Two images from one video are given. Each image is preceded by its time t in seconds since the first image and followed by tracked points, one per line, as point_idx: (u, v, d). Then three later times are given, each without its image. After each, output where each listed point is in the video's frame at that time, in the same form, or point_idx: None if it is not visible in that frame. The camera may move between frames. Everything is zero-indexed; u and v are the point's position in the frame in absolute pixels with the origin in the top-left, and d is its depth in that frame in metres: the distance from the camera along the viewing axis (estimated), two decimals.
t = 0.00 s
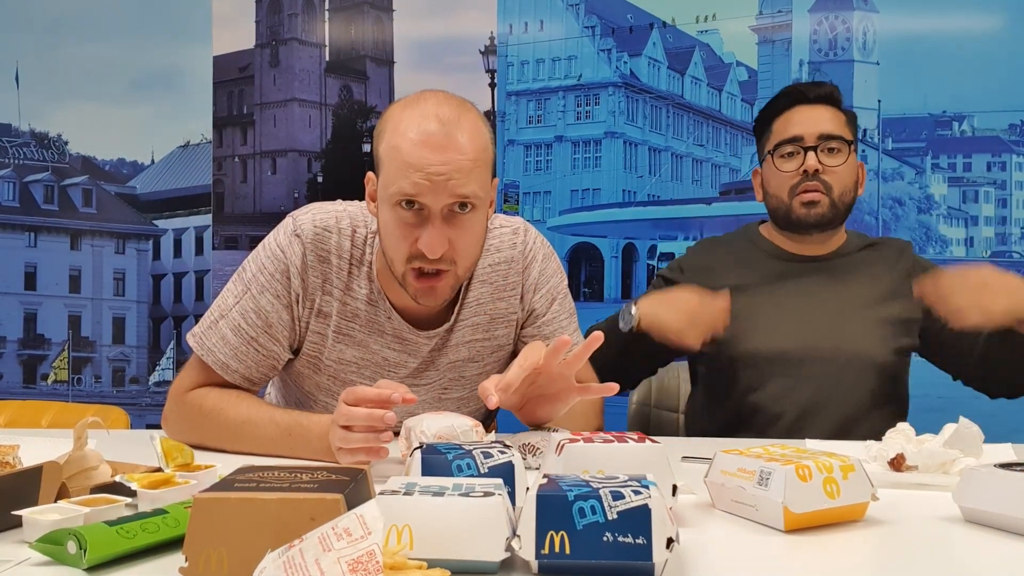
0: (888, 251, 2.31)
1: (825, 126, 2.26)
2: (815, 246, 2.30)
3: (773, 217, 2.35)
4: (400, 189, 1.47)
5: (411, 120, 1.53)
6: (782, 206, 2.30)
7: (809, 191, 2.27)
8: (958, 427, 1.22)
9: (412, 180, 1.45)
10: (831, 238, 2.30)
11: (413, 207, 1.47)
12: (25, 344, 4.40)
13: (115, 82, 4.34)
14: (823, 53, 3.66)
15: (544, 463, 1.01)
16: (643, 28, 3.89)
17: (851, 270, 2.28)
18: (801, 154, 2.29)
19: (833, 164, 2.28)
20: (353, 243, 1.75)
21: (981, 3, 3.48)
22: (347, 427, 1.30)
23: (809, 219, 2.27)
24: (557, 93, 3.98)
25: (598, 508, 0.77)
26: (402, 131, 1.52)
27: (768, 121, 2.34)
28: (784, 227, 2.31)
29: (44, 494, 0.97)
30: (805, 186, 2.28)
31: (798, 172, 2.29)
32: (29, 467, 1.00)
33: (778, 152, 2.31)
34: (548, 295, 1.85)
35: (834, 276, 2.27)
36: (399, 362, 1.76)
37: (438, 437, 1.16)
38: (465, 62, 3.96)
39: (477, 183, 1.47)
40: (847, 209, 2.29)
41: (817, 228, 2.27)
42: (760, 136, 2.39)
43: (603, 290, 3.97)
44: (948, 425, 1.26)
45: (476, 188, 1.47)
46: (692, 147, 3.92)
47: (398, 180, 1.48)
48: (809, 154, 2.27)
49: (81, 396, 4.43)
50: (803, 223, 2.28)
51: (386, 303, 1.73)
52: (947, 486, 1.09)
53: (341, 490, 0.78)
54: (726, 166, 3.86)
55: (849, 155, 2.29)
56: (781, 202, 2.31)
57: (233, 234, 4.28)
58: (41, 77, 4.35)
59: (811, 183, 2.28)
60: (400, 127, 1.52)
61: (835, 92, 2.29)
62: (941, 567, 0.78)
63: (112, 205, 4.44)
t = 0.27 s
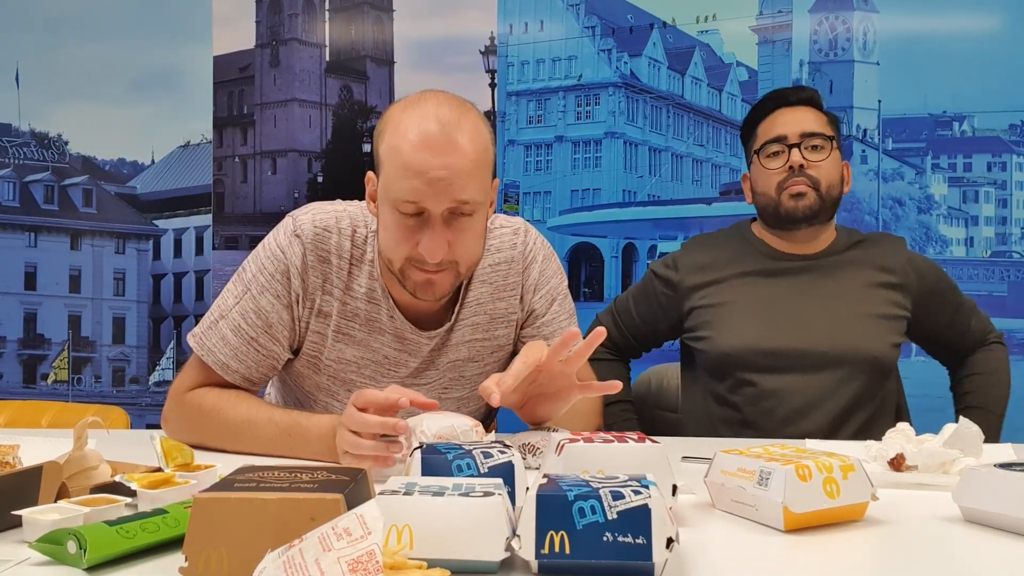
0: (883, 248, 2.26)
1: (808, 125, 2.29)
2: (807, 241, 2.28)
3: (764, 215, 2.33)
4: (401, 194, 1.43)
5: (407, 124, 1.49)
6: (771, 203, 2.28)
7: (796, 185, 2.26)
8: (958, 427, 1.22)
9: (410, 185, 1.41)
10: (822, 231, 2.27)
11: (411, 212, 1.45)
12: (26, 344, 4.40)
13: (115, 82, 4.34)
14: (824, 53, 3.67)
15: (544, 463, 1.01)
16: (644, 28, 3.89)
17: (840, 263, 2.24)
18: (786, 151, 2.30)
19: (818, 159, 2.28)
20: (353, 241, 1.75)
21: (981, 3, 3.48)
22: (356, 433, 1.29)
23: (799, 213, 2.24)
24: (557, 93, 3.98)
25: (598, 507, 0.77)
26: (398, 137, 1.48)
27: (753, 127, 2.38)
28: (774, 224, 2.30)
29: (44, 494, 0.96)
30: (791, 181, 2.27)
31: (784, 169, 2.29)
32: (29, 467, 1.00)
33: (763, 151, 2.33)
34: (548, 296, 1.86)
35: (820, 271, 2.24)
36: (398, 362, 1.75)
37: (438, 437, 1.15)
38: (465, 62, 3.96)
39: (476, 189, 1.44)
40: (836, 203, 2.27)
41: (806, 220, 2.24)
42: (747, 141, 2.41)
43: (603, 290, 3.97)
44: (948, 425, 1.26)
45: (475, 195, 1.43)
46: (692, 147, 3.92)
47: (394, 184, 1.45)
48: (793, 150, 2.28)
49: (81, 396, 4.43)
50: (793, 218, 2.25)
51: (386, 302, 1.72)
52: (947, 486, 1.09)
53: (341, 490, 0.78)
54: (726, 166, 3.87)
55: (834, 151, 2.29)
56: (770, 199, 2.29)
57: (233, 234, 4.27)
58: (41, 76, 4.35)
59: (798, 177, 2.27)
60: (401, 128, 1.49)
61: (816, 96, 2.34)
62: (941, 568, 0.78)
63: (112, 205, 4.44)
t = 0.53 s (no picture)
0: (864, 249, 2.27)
1: (793, 135, 2.21)
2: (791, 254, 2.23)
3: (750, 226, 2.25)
4: (382, 152, 1.69)
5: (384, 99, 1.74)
6: (757, 214, 2.21)
7: (780, 196, 2.18)
8: (958, 426, 1.21)
9: (388, 144, 1.68)
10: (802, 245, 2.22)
11: (383, 168, 1.72)
12: (25, 343, 4.40)
13: (116, 82, 4.34)
14: (824, 53, 3.67)
15: (545, 462, 1.01)
16: (644, 28, 3.89)
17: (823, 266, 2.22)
18: (771, 162, 2.22)
19: (802, 170, 2.21)
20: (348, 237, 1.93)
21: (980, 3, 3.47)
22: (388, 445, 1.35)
23: (782, 226, 2.18)
24: (557, 93, 3.98)
25: (598, 507, 0.77)
26: (379, 109, 1.73)
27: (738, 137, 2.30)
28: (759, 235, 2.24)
29: (43, 494, 0.96)
30: (775, 192, 2.20)
31: (768, 180, 2.21)
32: (29, 467, 1.00)
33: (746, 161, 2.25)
34: (516, 272, 2.01)
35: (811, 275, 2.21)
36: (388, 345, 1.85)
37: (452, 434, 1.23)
38: (465, 63, 3.96)
39: (441, 149, 1.71)
40: (819, 215, 2.21)
41: (788, 234, 2.18)
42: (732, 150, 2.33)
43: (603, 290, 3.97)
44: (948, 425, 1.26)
45: (440, 154, 1.70)
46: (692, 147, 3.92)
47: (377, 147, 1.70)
48: (778, 162, 2.20)
49: (81, 396, 4.42)
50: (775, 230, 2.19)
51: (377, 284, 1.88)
52: (947, 486, 1.09)
53: (341, 490, 0.78)
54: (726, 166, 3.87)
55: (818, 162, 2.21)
56: (756, 211, 2.21)
57: (233, 235, 4.27)
58: (41, 76, 4.35)
59: (782, 189, 2.19)
60: (385, 102, 1.72)
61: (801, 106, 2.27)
62: (942, 567, 0.78)
63: (112, 205, 4.44)
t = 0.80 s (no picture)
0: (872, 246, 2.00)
1: (795, 135, 1.90)
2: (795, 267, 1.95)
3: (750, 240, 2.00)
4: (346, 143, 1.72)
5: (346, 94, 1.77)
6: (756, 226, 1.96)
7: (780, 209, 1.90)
8: (958, 427, 1.21)
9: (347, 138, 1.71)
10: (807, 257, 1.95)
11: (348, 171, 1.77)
12: (26, 343, 4.39)
13: (116, 82, 4.34)
14: (824, 53, 3.67)
15: (545, 462, 1.01)
16: (644, 28, 3.89)
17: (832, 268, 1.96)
18: (769, 168, 1.92)
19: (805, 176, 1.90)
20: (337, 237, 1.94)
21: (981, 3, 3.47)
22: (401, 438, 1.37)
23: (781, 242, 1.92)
24: (557, 93, 3.99)
25: (598, 507, 0.77)
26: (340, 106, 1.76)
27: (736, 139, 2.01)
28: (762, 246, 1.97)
29: (44, 494, 0.96)
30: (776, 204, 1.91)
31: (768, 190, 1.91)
32: (29, 467, 1.00)
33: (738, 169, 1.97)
34: (504, 270, 2.01)
35: (823, 279, 1.94)
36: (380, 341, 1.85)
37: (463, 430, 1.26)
38: (465, 63, 3.97)
39: (402, 136, 1.74)
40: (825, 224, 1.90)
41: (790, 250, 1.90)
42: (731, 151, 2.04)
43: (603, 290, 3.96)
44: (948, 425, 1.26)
45: (401, 141, 1.74)
46: (692, 147, 3.93)
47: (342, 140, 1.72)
48: (778, 168, 1.90)
49: (82, 396, 4.42)
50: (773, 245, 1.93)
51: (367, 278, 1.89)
52: (948, 486, 1.09)
53: (341, 490, 0.78)
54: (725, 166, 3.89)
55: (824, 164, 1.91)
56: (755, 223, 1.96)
57: (233, 234, 4.29)
58: (41, 76, 4.34)
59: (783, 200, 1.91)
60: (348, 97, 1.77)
61: (802, 99, 1.97)
62: (942, 567, 0.78)
63: (112, 205, 4.45)
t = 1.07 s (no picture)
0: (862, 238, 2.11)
1: (768, 143, 1.97)
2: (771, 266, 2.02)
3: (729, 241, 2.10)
4: (395, 137, 1.65)
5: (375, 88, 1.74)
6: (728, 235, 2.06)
7: (744, 216, 1.99)
8: (958, 427, 1.22)
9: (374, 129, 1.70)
10: (787, 259, 2.01)
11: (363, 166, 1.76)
12: (26, 344, 4.40)
13: (116, 82, 4.35)
14: (824, 54, 3.67)
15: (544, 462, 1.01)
16: (644, 28, 3.89)
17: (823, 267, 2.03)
18: (740, 177, 2.01)
19: (773, 184, 1.97)
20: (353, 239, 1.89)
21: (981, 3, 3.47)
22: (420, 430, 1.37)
23: (748, 246, 2.01)
24: (557, 94, 3.99)
25: (598, 508, 0.77)
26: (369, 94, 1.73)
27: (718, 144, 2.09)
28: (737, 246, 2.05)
29: (44, 494, 0.97)
30: (744, 211, 1.99)
31: (735, 199, 2.02)
32: (30, 467, 1.00)
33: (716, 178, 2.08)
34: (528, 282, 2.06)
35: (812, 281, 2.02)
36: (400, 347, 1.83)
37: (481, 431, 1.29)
38: (465, 63, 3.97)
39: (457, 132, 1.68)
40: (794, 230, 1.97)
41: (759, 255, 2.00)
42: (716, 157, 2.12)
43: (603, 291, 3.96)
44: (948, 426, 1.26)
45: (457, 136, 1.67)
46: (692, 148, 3.94)
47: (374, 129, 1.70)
48: (746, 178, 1.99)
49: (82, 396, 4.42)
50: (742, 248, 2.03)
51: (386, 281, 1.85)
52: (948, 486, 1.09)
53: (341, 491, 0.78)
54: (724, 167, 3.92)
55: (792, 170, 1.97)
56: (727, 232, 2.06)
57: (234, 235, 4.25)
58: (42, 77, 4.35)
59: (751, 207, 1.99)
60: (391, 90, 1.70)
61: (777, 103, 1.99)
62: (941, 567, 0.78)
63: (112, 205, 4.45)
